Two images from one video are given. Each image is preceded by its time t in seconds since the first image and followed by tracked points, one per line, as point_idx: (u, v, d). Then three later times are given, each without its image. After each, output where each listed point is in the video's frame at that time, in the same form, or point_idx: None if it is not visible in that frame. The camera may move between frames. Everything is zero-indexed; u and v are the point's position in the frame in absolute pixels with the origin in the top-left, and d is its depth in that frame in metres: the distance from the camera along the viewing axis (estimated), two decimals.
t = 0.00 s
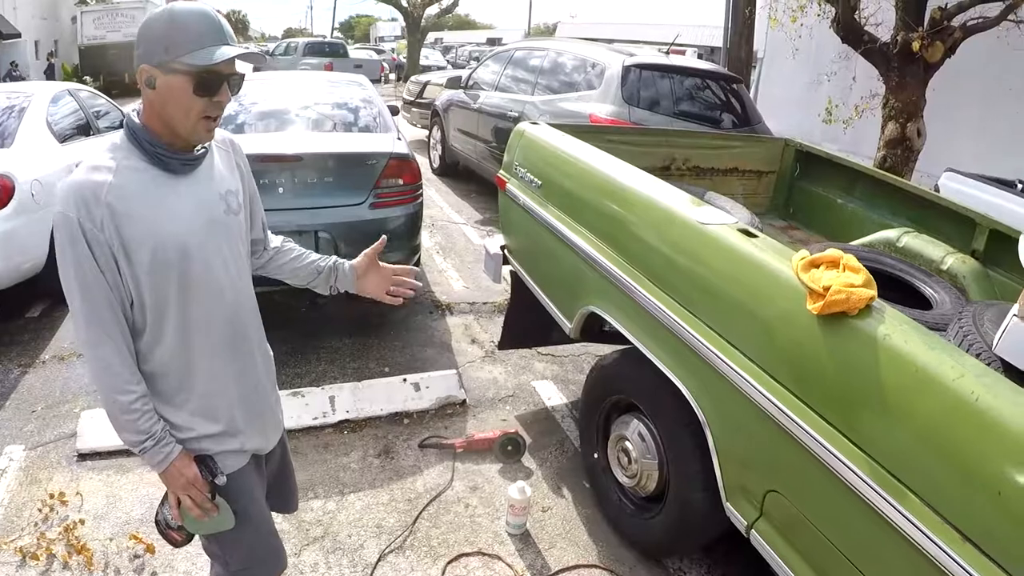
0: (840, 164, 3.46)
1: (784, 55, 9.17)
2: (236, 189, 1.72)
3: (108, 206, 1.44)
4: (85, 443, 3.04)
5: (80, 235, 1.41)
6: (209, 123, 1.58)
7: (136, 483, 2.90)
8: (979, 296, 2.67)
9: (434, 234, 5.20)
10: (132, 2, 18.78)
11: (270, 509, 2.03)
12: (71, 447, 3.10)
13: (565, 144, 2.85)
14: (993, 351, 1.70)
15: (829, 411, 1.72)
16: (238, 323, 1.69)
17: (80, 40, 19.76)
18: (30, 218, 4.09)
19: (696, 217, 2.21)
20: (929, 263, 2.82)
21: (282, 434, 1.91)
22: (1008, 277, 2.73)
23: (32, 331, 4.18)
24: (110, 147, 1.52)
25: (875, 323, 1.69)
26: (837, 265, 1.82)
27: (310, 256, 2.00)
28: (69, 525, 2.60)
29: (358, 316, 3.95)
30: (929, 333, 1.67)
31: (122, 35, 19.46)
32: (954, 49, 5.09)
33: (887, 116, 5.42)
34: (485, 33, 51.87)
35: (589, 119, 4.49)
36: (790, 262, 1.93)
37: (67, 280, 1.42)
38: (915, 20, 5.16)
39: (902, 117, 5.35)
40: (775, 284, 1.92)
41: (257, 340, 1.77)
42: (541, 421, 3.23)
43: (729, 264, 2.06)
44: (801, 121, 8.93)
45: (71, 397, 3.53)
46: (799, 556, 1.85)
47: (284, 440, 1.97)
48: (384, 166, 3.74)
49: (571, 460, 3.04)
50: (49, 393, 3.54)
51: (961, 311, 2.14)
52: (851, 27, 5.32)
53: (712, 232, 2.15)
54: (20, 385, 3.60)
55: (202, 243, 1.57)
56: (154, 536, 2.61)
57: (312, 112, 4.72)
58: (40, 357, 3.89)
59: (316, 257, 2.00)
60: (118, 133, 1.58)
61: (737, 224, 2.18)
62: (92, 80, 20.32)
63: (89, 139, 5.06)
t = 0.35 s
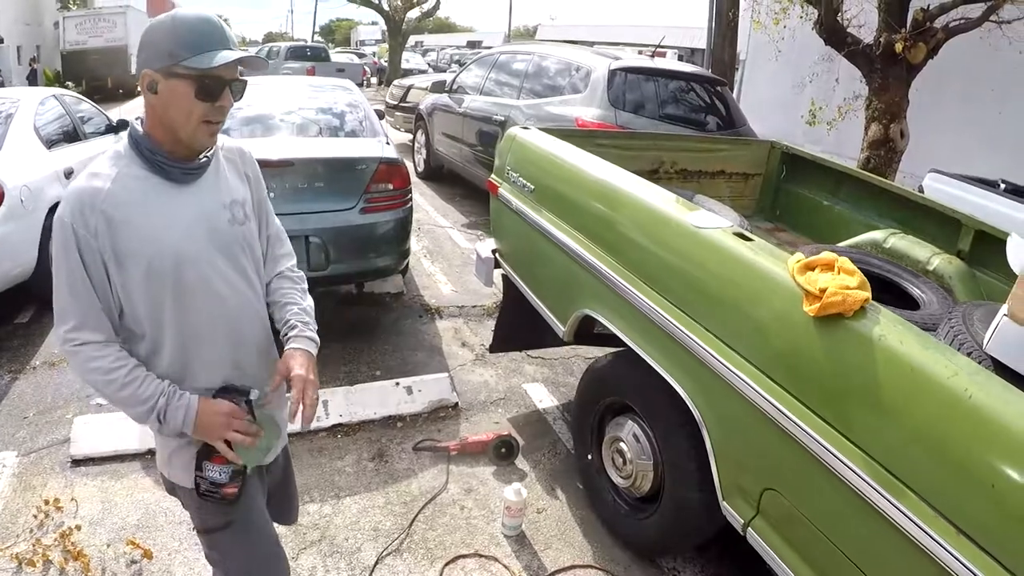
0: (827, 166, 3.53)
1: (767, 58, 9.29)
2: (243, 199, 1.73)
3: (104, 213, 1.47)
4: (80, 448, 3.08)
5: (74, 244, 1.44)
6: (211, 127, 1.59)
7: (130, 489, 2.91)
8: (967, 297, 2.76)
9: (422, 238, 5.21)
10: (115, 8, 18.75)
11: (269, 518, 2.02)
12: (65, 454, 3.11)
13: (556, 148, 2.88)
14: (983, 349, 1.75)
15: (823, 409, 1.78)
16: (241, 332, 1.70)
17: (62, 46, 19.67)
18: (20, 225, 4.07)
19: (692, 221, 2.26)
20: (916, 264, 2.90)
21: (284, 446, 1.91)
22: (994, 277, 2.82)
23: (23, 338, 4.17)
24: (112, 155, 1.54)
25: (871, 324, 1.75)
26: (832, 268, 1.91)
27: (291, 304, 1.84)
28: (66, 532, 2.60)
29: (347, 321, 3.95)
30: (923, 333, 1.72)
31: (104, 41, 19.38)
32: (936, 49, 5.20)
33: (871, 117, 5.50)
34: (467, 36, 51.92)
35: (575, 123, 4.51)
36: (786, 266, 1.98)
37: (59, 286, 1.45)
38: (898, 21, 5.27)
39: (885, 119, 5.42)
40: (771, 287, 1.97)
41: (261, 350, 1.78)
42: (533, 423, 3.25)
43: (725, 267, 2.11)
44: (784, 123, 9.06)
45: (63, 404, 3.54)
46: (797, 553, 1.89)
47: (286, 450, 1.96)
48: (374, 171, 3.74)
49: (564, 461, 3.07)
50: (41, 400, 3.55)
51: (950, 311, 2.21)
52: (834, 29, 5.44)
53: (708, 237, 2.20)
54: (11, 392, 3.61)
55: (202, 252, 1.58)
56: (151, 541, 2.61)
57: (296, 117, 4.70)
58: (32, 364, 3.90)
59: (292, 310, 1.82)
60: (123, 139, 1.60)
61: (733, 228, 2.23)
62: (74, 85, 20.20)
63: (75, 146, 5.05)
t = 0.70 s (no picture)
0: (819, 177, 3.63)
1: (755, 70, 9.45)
2: (247, 219, 1.75)
3: (110, 235, 1.48)
4: (84, 460, 3.10)
5: (79, 267, 1.44)
6: (216, 149, 1.61)
7: (135, 501, 2.93)
8: (956, 301, 2.85)
9: (418, 250, 5.26)
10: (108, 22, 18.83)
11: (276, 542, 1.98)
12: (68, 466, 3.13)
13: (555, 162, 2.95)
14: (974, 352, 1.85)
15: (823, 413, 1.84)
16: (247, 350, 1.72)
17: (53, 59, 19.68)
18: (20, 238, 4.08)
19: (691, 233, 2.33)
20: (907, 270, 2.99)
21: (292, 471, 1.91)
22: (983, 282, 2.92)
23: (22, 350, 4.18)
24: (116, 176, 1.56)
25: (865, 330, 1.82)
26: (827, 276, 1.98)
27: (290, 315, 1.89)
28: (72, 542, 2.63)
29: (346, 334, 3.99)
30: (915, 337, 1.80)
31: (96, 55, 19.44)
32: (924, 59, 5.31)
33: (860, 126, 5.62)
34: (455, 48, 52.20)
35: (571, 136, 4.58)
36: (783, 275, 2.06)
37: (64, 309, 1.46)
38: (885, 32, 5.41)
39: (874, 128, 5.55)
40: (771, 295, 2.04)
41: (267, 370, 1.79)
42: (533, 433, 3.30)
43: (724, 276, 2.18)
44: (773, 133, 9.22)
45: (66, 416, 3.55)
46: (800, 554, 1.95)
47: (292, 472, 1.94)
48: (373, 185, 3.80)
49: (565, 470, 3.11)
50: (44, 412, 3.56)
51: (941, 316, 2.30)
52: (823, 41, 5.55)
53: (709, 249, 2.27)
54: (13, 404, 3.62)
55: (211, 272, 1.60)
56: (158, 552, 2.64)
57: (291, 131, 4.75)
58: (32, 376, 3.91)
59: (292, 321, 1.87)
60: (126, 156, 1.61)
61: (731, 239, 2.31)
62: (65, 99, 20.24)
63: (74, 159, 5.10)
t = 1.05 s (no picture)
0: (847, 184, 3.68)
1: (774, 80, 9.53)
2: (280, 254, 1.71)
3: (144, 275, 1.42)
4: (130, 484, 3.16)
5: (113, 310, 1.38)
6: (254, 181, 1.56)
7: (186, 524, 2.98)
8: (991, 301, 2.86)
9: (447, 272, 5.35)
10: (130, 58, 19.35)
11: None
12: (114, 492, 3.18)
13: (592, 180, 3.06)
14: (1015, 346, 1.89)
15: (871, 411, 1.89)
16: (287, 392, 1.66)
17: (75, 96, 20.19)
18: (59, 268, 4.14)
19: (733, 243, 2.41)
20: (939, 272, 2.98)
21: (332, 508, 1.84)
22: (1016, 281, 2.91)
23: (63, 378, 4.23)
24: (146, 213, 1.50)
25: (912, 329, 1.86)
26: (871, 280, 2.04)
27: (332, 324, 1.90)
28: (123, 567, 2.68)
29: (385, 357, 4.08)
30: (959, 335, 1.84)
31: (120, 90, 20.00)
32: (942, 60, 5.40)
33: (882, 131, 5.68)
34: (462, 70, 52.86)
35: (598, 154, 4.66)
36: (828, 280, 2.11)
37: (97, 353, 1.39)
38: (902, 35, 5.49)
39: (896, 131, 5.61)
40: (816, 299, 2.09)
41: (305, 406, 1.73)
42: (576, 449, 3.33)
43: (767, 283, 2.25)
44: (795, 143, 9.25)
45: (108, 442, 3.60)
46: (854, 554, 1.99)
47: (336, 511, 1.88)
48: (408, 210, 3.92)
49: (610, 484, 3.14)
50: (87, 439, 3.61)
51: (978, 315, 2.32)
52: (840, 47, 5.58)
53: (752, 258, 2.34)
54: (57, 432, 3.68)
55: (249, 311, 1.54)
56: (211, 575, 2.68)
57: (316, 159, 4.86)
58: (74, 404, 3.95)
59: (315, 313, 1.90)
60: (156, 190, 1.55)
61: (774, 248, 2.37)
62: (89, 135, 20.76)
63: (108, 191, 5.22)
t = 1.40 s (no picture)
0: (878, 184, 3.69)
1: (799, 80, 9.51)
2: (319, 279, 1.61)
3: (187, 311, 1.29)
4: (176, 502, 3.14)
5: (154, 353, 1.25)
6: (303, 201, 1.45)
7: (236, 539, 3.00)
8: None
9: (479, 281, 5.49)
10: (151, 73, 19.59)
11: None
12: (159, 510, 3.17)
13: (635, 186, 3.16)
14: None
15: (926, 410, 1.91)
16: (334, 428, 1.55)
17: (96, 112, 20.43)
18: (91, 287, 4.10)
19: (779, 245, 2.44)
20: (973, 270, 3.00)
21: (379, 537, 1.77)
22: None
23: (98, 399, 4.25)
24: (180, 242, 1.38)
25: (963, 328, 1.89)
26: (922, 280, 2.03)
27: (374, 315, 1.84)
28: None
29: (425, 365, 4.18)
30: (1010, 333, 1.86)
31: (142, 105, 20.28)
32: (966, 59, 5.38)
33: (908, 131, 5.70)
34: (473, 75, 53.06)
35: (631, 157, 4.68)
36: (878, 280, 2.12)
37: (137, 400, 1.27)
38: (926, 34, 5.47)
39: (922, 131, 5.62)
40: (866, 299, 2.11)
41: (349, 444, 1.62)
42: (620, 452, 3.39)
43: (816, 285, 2.27)
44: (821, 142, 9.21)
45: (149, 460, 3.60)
46: (914, 551, 2.00)
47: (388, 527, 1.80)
48: (446, 218, 3.98)
49: (657, 486, 3.18)
50: (126, 459, 3.61)
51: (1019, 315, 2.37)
52: (864, 46, 5.59)
53: (798, 259, 2.36)
54: (95, 452, 3.67)
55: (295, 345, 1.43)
56: None
57: (341, 169, 4.89)
58: (112, 423, 3.97)
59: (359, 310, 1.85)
60: (194, 210, 1.43)
61: (822, 250, 2.38)
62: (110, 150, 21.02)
63: (137, 208, 5.28)
